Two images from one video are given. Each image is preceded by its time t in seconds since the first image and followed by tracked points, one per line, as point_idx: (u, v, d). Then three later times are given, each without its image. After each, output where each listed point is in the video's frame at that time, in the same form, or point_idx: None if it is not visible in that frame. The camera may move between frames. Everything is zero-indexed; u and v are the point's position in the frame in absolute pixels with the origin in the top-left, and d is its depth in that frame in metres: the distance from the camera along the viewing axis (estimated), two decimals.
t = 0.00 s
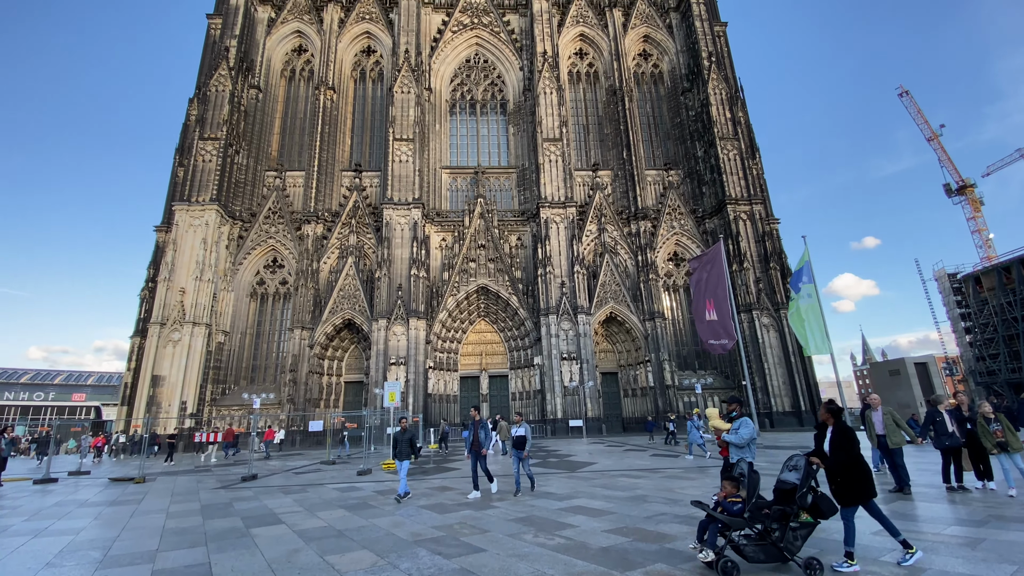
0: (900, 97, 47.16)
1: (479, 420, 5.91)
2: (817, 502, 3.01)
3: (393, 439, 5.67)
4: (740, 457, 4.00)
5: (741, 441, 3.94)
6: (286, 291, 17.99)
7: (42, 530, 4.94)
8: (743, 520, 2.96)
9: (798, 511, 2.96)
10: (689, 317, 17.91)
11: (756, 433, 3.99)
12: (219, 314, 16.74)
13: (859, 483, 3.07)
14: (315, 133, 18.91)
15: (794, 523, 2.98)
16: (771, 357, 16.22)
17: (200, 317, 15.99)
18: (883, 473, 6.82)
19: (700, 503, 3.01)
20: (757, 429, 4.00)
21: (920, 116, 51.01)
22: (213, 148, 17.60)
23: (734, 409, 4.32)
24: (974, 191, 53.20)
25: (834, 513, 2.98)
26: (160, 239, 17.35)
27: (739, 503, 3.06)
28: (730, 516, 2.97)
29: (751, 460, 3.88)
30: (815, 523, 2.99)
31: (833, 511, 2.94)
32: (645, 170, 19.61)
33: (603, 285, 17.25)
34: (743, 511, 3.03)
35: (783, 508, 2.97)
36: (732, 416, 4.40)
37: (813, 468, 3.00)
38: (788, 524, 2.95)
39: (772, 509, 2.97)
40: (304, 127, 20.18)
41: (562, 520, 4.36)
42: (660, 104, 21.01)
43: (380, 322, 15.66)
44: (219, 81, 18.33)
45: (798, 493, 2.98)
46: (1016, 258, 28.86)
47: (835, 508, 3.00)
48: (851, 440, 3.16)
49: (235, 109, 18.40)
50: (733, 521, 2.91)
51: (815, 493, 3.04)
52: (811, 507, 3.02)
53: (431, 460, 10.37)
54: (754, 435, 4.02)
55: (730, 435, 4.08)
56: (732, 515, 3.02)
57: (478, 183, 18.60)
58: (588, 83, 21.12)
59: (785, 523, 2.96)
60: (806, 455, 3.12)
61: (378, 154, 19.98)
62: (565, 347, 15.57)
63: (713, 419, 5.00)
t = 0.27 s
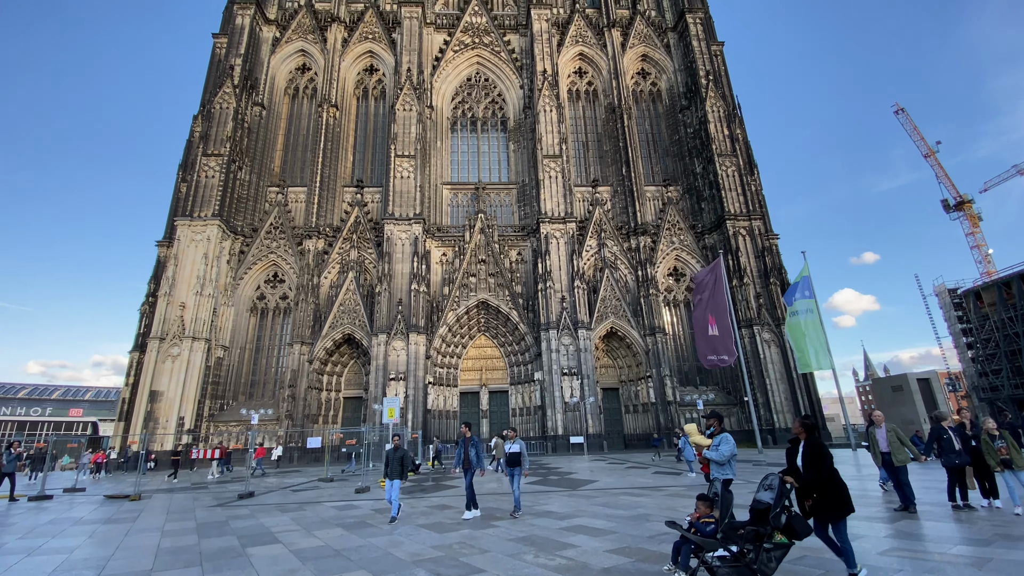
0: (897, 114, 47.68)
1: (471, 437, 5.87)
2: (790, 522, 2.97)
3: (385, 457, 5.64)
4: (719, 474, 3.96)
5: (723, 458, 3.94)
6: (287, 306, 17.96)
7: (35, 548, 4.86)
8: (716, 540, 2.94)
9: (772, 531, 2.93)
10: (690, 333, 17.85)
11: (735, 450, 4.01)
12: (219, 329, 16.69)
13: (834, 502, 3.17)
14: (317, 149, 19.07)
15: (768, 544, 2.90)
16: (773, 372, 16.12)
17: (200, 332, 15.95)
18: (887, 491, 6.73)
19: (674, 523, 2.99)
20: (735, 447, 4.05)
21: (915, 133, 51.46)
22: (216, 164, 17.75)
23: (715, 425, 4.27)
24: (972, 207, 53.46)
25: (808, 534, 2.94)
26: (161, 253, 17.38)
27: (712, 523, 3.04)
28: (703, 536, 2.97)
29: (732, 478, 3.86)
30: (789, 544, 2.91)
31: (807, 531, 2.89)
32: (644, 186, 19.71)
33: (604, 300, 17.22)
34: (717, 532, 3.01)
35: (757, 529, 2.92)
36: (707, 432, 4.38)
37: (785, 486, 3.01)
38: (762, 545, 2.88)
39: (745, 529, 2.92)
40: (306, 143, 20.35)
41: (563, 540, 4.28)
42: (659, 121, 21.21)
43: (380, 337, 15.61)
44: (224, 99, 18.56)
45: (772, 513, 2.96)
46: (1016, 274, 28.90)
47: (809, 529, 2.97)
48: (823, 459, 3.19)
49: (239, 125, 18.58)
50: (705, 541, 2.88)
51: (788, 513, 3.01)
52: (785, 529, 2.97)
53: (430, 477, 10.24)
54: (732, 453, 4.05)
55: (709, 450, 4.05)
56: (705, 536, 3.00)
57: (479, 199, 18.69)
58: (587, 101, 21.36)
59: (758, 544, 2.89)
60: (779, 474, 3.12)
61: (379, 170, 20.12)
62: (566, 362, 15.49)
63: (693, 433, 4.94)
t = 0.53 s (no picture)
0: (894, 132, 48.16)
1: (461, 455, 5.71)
2: (764, 544, 2.98)
3: (374, 477, 5.51)
4: (695, 497, 3.71)
5: (698, 481, 3.65)
6: (287, 321, 17.92)
7: (26, 567, 4.78)
8: (687, 562, 2.99)
9: (744, 552, 2.94)
10: (691, 348, 17.76)
11: (712, 472, 3.71)
12: (218, 344, 16.64)
13: (809, 525, 3.11)
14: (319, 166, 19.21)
15: (740, 567, 2.91)
16: (776, 389, 15.99)
17: (199, 347, 15.89)
18: (893, 510, 6.61)
19: (645, 546, 3.08)
20: (714, 467, 3.74)
21: (912, 150, 51.73)
22: (219, 180, 17.89)
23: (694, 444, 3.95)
24: (971, 223, 53.62)
25: (780, 556, 2.94)
26: (163, 268, 17.41)
27: (683, 544, 3.09)
28: (673, 558, 3.03)
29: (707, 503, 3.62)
30: (762, 566, 2.91)
31: (779, 553, 2.91)
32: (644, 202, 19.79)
33: (604, 315, 17.18)
34: (688, 553, 3.07)
35: (729, 551, 2.94)
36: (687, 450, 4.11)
37: (758, 507, 3.04)
38: (733, 567, 2.90)
39: (717, 551, 2.92)
40: (308, 160, 20.51)
41: (563, 561, 4.20)
42: (658, 139, 21.38)
43: (380, 352, 15.54)
44: (228, 116, 18.79)
45: (745, 533, 2.97)
46: (1017, 289, 28.88)
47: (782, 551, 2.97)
48: (797, 482, 3.19)
49: (243, 142, 18.77)
50: (676, 563, 2.96)
51: (761, 535, 3.02)
52: (759, 550, 2.98)
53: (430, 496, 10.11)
54: (710, 474, 3.75)
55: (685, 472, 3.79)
56: (676, 558, 3.05)
57: (479, 214, 18.76)
58: (587, 119, 21.57)
59: (731, 567, 2.90)
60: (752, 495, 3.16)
61: (381, 186, 20.23)
62: (566, 378, 15.40)
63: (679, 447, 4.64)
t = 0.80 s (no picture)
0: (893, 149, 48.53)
1: (450, 472, 5.51)
2: (734, 565, 3.01)
3: (360, 497, 5.35)
4: (673, 511, 3.76)
5: (671, 496, 3.72)
6: (287, 336, 17.88)
7: None
8: None
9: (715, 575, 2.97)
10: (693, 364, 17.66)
11: (688, 485, 3.75)
12: (218, 359, 16.57)
13: (778, 542, 3.06)
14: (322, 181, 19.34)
15: None
16: (778, 405, 15.86)
17: (199, 362, 15.83)
18: (898, 529, 6.51)
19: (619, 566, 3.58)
20: (690, 481, 3.76)
21: (909, 166, 52.17)
22: (222, 196, 18.02)
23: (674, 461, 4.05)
24: (971, 239, 53.69)
25: None
26: (164, 283, 17.42)
27: (652, 567, 3.51)
28: None
29: (684, 515, 3.68)
30: None
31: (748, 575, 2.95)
32: (644, 218, 19.85)
33: (606, 331, 17.13)
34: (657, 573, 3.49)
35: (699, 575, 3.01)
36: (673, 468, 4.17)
37: (729, 528, 3.04)
38: None
39: None
40: (311, 176, 20.65)
41: None
42: (657, 155, 21.54)
43: (380, 367, 15.47)
44: (232, 133, 18.99)
45: (716, 556, 2.99)
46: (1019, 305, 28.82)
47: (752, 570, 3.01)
48: (770, 498, 3.12)
49: (247, 158, 18.93)
50: None
51: (732, 556, 3.04)
52: (730, 571, 3.01)
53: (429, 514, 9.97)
54: (688, 488, 3.78)
55: (664, 489, 3.87)
56: None
57: (480, 229, 18.81)
58: (587, 136, 21.76)
59: None
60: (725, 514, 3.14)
61: (383, 201, 20.33)
62: (567, 394, 15.30)
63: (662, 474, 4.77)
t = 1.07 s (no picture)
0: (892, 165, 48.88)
1: (438, 492, 5.47)
2: None
3: (348, 516, 5.17)
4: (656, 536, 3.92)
5: (655, 519, 3.87)
6: (287, 351, 17.80)
7: None
8: None
9: None
10: (695, 380, 17.53)
11: (672, 509, 3.88)
12: (218, 374, 16.49)
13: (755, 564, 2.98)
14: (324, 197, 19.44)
15: None
16: (782, 422, 15.70)
17: (198, 377, 15.74)
18: (905, 549, 6.38)
19: None
20: (674, 505, 3.89)
21: (909, 184, 53.61)
22: (225, 211, 18.12)
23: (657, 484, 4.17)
24: (972, 254, 53.71)
25: None
26: (165, 297, 17.40)
27: None
28: None
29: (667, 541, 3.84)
30: None
31: None
32: (644, 233, 19.88)
33: (607, 346, 17.04)
34: None
35: None
36: (656, 488, 4.30)
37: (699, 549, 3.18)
38: None
39: None
40: (313, 192, 20.77)
41: None
42: (657, 172, 21.66)
43: (380, 383, 15.37)
44: (237, 149, 19.17)
45: None
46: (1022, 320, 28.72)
47: None
48: (742, 516, 3.13)
49: (250, 174, 19.06)
50: None
51: None
52: None
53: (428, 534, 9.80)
54: (671, 511, 3.93)
55: (648, 512, 4.01)
56: None
57: (482, 244, 18.84)
58: (587, 152, 21.92)
59: None
60: (696, 535, 3.28)
61: (384, 217, 20.40)
62: (569, 410, 15.17)
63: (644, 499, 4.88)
